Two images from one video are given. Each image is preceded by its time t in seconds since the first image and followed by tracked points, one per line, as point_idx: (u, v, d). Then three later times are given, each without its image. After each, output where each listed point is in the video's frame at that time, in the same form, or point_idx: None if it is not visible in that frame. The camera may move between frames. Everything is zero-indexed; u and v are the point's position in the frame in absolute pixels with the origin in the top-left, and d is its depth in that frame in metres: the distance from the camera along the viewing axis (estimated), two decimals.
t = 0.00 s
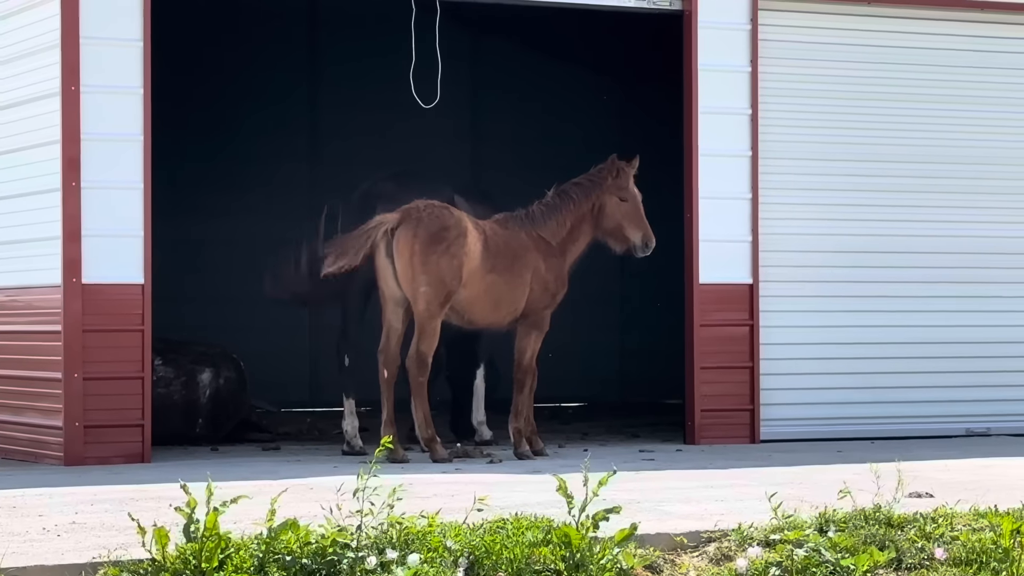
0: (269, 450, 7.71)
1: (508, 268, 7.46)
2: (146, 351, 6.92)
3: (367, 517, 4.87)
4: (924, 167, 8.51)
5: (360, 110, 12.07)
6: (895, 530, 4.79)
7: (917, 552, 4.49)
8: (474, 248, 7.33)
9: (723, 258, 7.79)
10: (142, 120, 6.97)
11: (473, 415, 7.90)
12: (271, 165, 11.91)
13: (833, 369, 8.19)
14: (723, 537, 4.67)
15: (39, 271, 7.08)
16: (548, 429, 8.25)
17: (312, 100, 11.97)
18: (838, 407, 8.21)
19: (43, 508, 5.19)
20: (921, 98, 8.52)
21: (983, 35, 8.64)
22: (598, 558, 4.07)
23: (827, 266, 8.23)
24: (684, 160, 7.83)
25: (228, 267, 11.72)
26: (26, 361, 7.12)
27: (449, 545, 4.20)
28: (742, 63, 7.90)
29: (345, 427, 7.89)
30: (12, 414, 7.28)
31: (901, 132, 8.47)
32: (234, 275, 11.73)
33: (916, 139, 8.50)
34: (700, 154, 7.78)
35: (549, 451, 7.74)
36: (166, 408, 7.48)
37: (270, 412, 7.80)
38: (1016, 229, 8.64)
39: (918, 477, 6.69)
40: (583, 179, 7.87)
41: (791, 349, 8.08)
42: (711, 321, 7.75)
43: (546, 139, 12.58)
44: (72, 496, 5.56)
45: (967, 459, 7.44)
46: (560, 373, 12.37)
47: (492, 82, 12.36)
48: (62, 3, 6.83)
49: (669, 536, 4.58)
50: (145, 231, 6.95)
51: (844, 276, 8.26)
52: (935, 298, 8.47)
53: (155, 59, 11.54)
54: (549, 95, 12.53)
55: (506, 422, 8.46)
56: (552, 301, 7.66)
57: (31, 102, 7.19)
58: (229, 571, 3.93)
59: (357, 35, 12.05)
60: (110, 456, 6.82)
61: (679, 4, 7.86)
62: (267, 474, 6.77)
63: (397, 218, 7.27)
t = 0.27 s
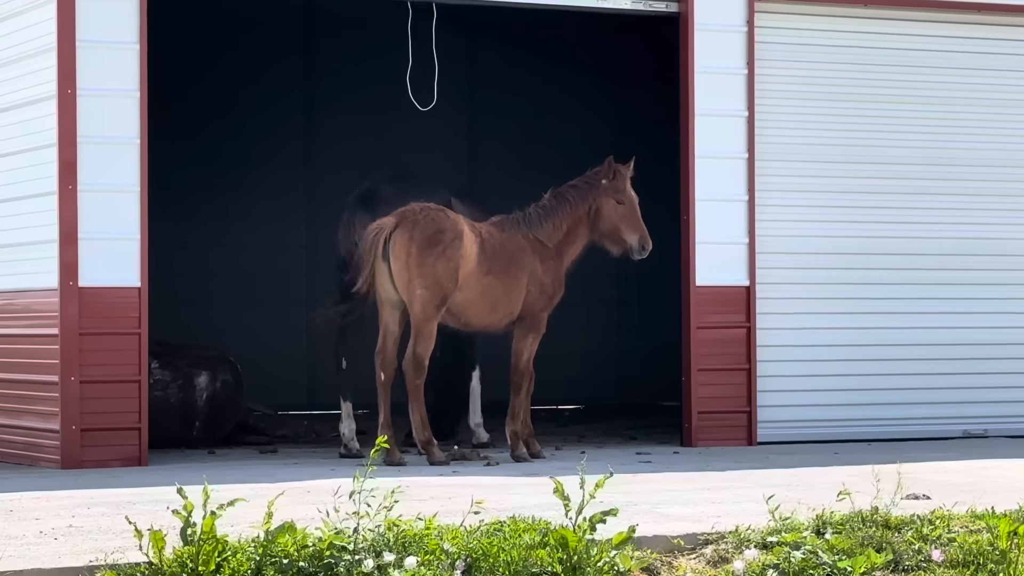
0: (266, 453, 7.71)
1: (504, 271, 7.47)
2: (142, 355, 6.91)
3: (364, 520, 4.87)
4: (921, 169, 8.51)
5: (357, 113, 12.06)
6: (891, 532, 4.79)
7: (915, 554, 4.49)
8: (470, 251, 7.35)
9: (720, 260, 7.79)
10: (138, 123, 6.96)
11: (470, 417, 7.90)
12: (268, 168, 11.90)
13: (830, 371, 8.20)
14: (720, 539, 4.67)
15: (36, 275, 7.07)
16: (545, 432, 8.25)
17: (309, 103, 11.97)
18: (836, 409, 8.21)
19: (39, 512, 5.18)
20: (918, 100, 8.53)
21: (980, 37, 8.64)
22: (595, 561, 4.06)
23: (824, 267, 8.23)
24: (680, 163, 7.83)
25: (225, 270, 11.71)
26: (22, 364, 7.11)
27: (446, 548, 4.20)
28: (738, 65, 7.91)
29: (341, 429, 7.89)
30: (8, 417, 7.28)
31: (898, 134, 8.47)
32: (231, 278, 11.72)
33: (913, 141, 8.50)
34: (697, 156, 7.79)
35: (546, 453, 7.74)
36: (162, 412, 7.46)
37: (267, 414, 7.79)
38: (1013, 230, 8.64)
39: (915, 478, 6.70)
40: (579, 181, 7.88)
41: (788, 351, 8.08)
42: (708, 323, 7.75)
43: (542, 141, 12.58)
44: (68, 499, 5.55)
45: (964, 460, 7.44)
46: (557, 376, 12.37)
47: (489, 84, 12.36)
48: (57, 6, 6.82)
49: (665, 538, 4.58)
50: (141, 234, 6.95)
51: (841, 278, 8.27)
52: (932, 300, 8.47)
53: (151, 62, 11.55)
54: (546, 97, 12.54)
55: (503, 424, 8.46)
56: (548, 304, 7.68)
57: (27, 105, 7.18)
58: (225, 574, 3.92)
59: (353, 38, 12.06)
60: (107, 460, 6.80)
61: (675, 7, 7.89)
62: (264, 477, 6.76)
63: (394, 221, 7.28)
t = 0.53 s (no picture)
0: (264, 456, 7.70)
1: (502, 273, 7.47)
2: (140, 357, 6.90)
3: (361, 523, 4.87)
4: (918, 171, 8.51)
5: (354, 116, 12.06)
6: (889, 534, 4.80)
7: (912, 556, 4.49)
8: (467, 253, 7.35)
9: (718, 262, 7.79)
10: (135, 126, 6.96)
11: (468, 419, 7.91)
12: (265, 171, 11.90)
13: (827, 372, 8.20)
14: (718, 541, 4.67)
15: (33, 278, 7.06)
16: (542, 433, 8.26)
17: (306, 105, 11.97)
18: (833, 411, 8.21)
19: (37, 515, 5.18)
20: (915, 102, 8.54)
21: (976, 38, 8.65)
22: (593, 563, 4.05)
23: (821, 269, 8.23)
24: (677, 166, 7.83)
25: (222, 273, 11.71)
26: (20, 367, 7.10)
27: (444, 550, 4.20)
28: (735, 67, 7.91)
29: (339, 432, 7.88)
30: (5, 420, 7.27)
31: (895, 136, 8.48)
32: (228, 281, 11.72)
33: (910, 143, 8.51)
34: (694, 158, 7.79)
35: (544, 455, 7.74)
36: (160, 415, 7.46)
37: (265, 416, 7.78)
38: (1010, 232, 8.65)
39: (913, 480, 6.70)
40: (576, 184, 7.90)
41: (786, 353, 8.09)
42: (705, 325, 7.75)
43: (540, 144, 12.58)
44: (65, 503, 5.55)
45: (961, 462, 7.45)
46: (555, 378, 12.38)
47: (486, 86, 12.37)
48: (54, 9, 6.81)
49: (663, 540, 4.58)
50: (139, 237, 6.95)
51: (839, 279, 8.27)
52: (929, 301, 8.48)
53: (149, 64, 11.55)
54: (543, 99, 12.55)
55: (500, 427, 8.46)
56: (545, 306, 7.68)
57: (24, 108, 7.18)
58: None
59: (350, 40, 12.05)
60: (105, 463, 6.80)
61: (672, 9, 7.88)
62: (261, 480, 6.76)
63: (391, 224, 7.29)
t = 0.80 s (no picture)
0: (261, 459, 7.70)
1: (499, 275, 7.47)
2: (137, 360, 6.90)
3: (358, 526, 4.87)
4: (916, 173, 8.52)
5: (351, 119, 12.09)
6: (887, 536, 4.80)
7: (910, 558, 4.48)
8: (463, 255, 7.35)
9: (715, 264, 7.79)
10: (132, 129, 6.96)
11: (465, 421, 7.90)
12: (262, 173, 11.89)
13: (825, 375, 8.20)
14: (715, 543, 4.67)
15: (30, 281, 7.05)
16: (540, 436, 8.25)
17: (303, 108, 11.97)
18: (831, 413, 8.21)
19: (34, 518, 5.17)
20: (912, 105, 8.54)
21: (974, 40, 8.66)
22: (590, 565, 4.05)
23: (819, 271, 8.23)
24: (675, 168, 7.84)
25: (220, 275, 11.71)
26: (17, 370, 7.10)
27: (441, 553, 4.19)
28: (733, 70, 7.92)
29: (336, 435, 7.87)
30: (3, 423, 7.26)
31: (892, 138, 8.48)
32: (226, 284, 11.71)
33: (908, 145, 8.52)
34: (692, 161, 7.79)
35: (541, 458, 7.73)
36: (157, 418, 7.48)
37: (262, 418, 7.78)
38: (1008, 234, 8.66)
39: (911, 483, 6.70)
40: (573, 187, 7.92)
41: (784, 355, 8.08)
42: (703, 328, 7.74)
43: (538, 146, 12.58)
44: (62, 506, 5.54)
45: (959, 464, 7.45)
46: (553, 380, 12.37)
47: (484, 88, 12.37)
48: (51, 12, 6.81)
49: (660, 542, 4.58)
50: (136, 240, 6.94)
51: (836, 281, 8.27)
52: (927, 303, 8.48)
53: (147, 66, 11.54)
54: (540, 101, 12.55)
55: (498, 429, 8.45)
56: (543, 308, 7.68)
57: (22, 111, 7.17)
58: None
59: (348, 42, 12.06)
60: (102, 466, 6.80)
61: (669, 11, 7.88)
62: (259, 483, 6.75)
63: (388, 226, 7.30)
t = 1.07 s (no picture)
0: (258, 460, 7.70)
1: (496, 276, 7.47)
2: (135, 362, 6.90)
3: (356, 527, 4.87)
4: (914, 174, 8.53)
5: (349, 120, 12.10)
6: (884, 536, 4.81)
7: (908, 559, 4.49)
8: (460, 256, 7.35)
9: (712, 265, 7.80)
10: (130, 130, 6.97)
11: (463, 421, 7.90)
12: (260, 174, 11.89)
13: (821, 375, 8.21)
14: (713, 544, 4.68)
15: (28, 282, 7.05)
16: (537, 437, 8.26)
17: (301, 109, 11.97)
18: (829, 414, 8.22)
19: (32, 519, 5.17)
20: (910, 106, 8.55)
21: (972, 42, 8.68)
22: (588, 566, 4.04)
23: (816, 272, 8.24)
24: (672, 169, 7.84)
25: (218, 277, 11.70)
26: (14, 372, 7.09)
27: (438, 555, 4.19)
28: (730, 71, 7.93)
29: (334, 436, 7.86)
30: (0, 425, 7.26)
31: (889, 140, 8.49)
32: (224, 285, 11.71)
33: (905, 146, 8.53)
34: (689, 162, 7.80)
35: (539, 459, 7.74)
36: (156, 418, 7.47)
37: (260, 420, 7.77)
38: (1005, 235, 8.67)
39: (908, 484, 6.71)
40: (571, 188, 7.93)
41: (781, 356, 8.09)
42: (700, 329, 7.75)
43: (536, 146, 12.59)
44: (61, 507, 5.55)
45: (957, 465, 7.46)
46: (550, 381, 12.38)
47: (481, 89, 12.38)
48: (48, 14, 6.82)
49: (658, 543, 4.59)
50: (134, 242, 6.95)
51: (834, 283, 8.28)
52: (924, 304, 8.49)
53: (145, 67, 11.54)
54: (538, 102, 12.57)
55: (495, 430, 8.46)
56: (540, 309, 7.67)
57: (20, 113, 7.17)
58: None
59: (346, 42, 12.07)
60: (100, 467, 6.80)
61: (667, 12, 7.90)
62: (257, 484, 6.75)
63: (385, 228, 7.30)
